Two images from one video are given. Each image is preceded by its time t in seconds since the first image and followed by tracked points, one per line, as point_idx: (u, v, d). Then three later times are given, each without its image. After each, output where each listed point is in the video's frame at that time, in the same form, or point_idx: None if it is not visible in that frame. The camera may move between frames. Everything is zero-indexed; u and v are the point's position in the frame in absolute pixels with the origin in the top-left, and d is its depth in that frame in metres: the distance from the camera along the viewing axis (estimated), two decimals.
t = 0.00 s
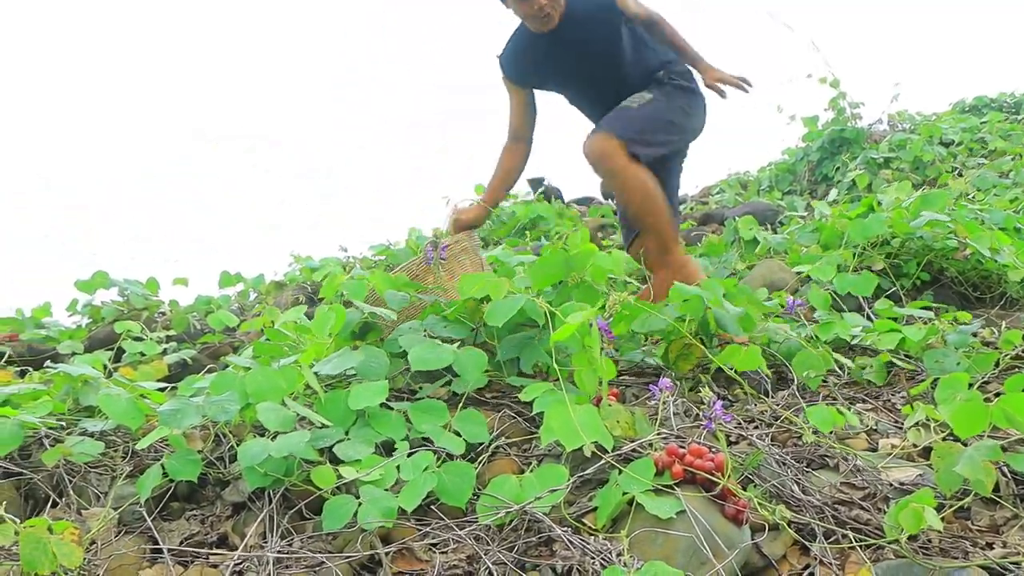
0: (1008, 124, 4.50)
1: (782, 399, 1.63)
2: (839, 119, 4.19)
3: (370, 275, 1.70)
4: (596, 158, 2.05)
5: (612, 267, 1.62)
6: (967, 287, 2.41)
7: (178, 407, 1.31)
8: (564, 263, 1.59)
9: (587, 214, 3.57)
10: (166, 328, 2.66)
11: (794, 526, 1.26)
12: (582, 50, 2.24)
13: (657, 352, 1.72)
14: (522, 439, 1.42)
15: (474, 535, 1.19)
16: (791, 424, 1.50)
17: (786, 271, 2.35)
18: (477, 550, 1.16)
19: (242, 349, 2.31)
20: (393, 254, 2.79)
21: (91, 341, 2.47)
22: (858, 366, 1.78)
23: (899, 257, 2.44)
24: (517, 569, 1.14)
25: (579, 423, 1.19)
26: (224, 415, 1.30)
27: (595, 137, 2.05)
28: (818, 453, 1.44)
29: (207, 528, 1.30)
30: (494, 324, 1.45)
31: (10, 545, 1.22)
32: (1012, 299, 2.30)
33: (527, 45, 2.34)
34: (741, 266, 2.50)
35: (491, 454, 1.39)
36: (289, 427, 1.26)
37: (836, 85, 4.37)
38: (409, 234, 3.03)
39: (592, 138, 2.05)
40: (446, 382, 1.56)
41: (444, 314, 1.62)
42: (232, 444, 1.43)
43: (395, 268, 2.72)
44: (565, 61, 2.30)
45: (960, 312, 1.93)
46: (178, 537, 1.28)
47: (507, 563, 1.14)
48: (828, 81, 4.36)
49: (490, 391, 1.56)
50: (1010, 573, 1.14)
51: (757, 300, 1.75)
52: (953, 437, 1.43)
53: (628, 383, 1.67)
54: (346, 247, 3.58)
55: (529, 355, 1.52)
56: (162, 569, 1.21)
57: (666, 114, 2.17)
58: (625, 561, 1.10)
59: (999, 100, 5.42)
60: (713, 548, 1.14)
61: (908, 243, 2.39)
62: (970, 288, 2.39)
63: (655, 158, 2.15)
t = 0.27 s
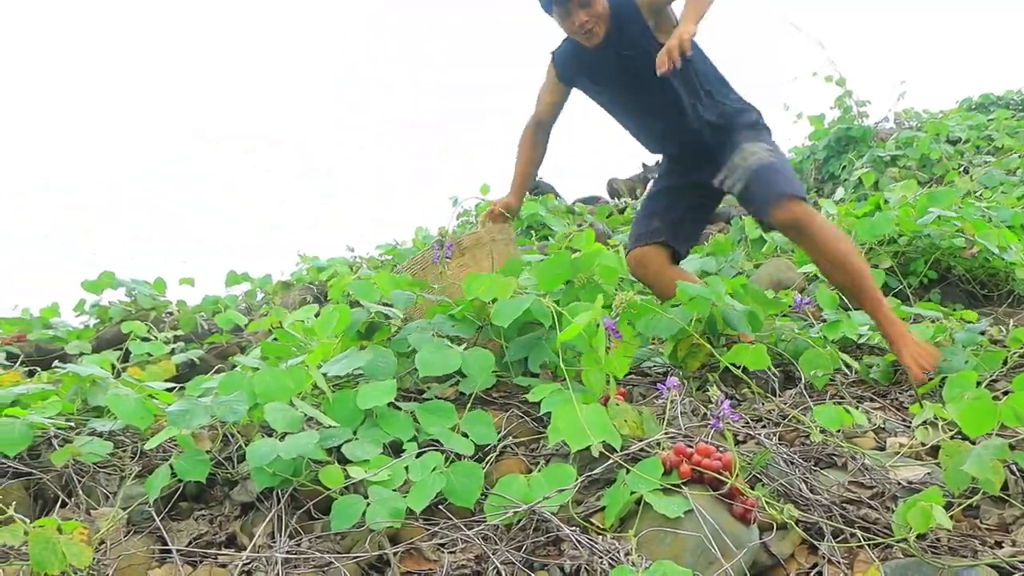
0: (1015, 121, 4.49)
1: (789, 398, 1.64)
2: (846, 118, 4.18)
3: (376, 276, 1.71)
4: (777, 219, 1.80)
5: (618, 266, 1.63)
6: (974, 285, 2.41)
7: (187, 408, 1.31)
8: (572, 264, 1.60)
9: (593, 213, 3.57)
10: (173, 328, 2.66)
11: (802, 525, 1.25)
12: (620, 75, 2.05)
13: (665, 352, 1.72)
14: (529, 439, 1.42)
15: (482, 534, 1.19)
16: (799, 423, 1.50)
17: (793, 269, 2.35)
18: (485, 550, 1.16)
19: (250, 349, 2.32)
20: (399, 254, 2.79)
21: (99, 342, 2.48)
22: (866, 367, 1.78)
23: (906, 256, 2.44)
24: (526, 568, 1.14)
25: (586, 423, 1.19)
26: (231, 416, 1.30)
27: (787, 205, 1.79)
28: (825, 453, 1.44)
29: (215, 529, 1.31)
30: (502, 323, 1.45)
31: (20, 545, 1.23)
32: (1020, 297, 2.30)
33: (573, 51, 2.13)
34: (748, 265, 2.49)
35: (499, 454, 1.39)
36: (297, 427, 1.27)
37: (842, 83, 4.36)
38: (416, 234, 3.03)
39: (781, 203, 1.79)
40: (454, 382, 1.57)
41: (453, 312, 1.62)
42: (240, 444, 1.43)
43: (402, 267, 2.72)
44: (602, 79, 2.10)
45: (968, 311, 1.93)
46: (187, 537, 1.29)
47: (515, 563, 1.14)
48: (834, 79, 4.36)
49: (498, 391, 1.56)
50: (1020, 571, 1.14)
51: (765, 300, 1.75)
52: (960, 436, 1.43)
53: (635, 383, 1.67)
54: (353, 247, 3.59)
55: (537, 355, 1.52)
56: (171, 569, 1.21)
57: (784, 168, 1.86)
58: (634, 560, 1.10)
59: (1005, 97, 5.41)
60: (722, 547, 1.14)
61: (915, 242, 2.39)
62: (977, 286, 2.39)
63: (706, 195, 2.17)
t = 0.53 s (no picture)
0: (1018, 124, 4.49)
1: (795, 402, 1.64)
2: (849, 121, 4.18)
3: (382, 277, 1.72)
4: (845, 259, 1.69)
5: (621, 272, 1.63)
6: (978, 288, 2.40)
7: (192, 414, 1.31)
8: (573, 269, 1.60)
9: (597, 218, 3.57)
10: (178, 334, 2.67)
11: (807, 530, 1.25)
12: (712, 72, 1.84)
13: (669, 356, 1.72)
14: (534, 444, 1.42)
15: (487, 540, 1.20)
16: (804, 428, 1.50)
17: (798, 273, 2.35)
18: (490, 556, 1.16)
19: (255, 355, 2.32)
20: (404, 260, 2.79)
21: (104, 348, 2.48)
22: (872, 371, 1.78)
23: (910, 260, 2.44)
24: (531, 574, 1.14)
25: (592, 429, 1.19)
26: (237, 421, 1.31)
27: (853, 246, 1.68)
28: (830, 457, 1.44)
29: (220, 535, 1.31)
30: (504, 328, 1.45)
31: (25, 551, 1.23)
32: None
33: (652, 45, 1.94)
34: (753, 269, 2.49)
35: (504, 459, 1.39)
36: (303, 434, 1.27)
37: (846, 87, 4.36)
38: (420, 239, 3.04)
39: (852, 240, 1.68)
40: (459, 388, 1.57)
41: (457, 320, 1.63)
42: (245, 450, 1.43)
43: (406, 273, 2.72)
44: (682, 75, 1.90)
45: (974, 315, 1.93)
46: (192, 543, 1.29)
47: (521, 569, 1.14)
48: (838, 83, 4.36)
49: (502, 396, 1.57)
50: None
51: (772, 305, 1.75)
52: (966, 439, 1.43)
53: (640, 388, 1.67)
54: (357, 252, 3.59)
55: (541, 362, 1.53)
56: None
57: (855, 200, 1.72)
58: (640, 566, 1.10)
59: (1009, 100, 5.41)
60: (727, 551, 1.15)
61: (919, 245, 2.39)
62: (982, 289, 2.39)
63: (765, 212, 2.03)
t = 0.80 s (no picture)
0: None
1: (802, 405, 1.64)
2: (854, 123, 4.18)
3: (390, 285, 1.69)
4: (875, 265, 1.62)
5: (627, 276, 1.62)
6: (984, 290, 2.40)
7: (199, 417, 1.32)
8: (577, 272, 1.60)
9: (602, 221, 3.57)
10: (184, 338, 2.67)
11: (813, 532, 1.25)
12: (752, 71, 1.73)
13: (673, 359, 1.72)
14: (539, 447, 1.42)
15: (493, 543, 1.20)
16: (810, 431, 1.50)
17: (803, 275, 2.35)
18: (496, 559, 1.16)
19: (260, 359, 2.32)
20: (409, 263, 2.79)
21: (109, 352, 2.49)
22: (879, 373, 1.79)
23: (916, 261, 2.43)
24: None
25: (597, 431, 1.19)
26: (244, 425, 1.32)
27: (885, 251, 1.61)
28: (836, 459, 1.44)
29: (226, 538, 1.31)
30: (510, 333, 1.47)
31: (32, 554, 1.23)
32: None
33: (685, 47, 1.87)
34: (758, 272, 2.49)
35: (510, 462, 1.39)
36: (309, 437, 1.27)
37: (851, 89, 4.36)
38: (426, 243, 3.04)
39: (885, 245, 1.61)
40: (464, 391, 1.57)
41: (463, 325, 1.63)
42: (250, 453, 1.44)
43: (412, 276, 2.72)
44: (721, 76, 1.80)
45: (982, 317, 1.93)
46: (198, 546, 1.29)
47: (526, 571, 1.14)
48: (843, 85, 4.36)
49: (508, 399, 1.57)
50: None
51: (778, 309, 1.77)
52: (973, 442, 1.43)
53: (646, 390, 1.68)
54: (363, 255, 3.59)
55: (544, 364, 1.53)
56: None
57: (890, 203, 1.67)
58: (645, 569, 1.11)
59: (1015, 101, 5.40)
60: (732, 555, 1.14)
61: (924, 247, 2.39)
62: (988, 291, 2.38)
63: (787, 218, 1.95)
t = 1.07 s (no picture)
0: None
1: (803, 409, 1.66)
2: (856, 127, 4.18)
3: (392, 288, 1.72)
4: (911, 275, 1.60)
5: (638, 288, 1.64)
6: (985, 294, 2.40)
7: (199, 419, 1.33)
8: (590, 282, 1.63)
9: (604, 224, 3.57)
10: (185, 340, 2.67)
11: (812, 538, 1.26)
12: (739, 78, 1.62)
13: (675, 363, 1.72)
14: (539, 451, 1.43)
15: (493, 547, 1.20)
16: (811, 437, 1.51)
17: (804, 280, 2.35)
18: (495, 562, 1.16)
19: (261, 361, 2.32)
20: (410, 266, 2.79)
21: (110, 353, 2.49)
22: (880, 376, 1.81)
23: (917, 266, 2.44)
24: None
25: (599, 432, 1.20)
26: (244, 427, 1.32)
27: (927, 262, 1.60)
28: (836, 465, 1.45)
29: (226, 540, 1.31)
30: (513, 333, 1.47)
31: (32, 555, 1.24)
32: None
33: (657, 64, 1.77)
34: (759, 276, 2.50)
35: (510, 466, 1.39)
36: (308, 440, 1.27)
37: (852, 93, 4.36)
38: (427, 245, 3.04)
39: (926, 255, 1.60)
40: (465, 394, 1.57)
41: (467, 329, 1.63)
42: (251, 455, 1.44)
43: (413, 279, 2.73)
44: (695, 89, 1.70)
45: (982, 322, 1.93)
46: (198, 548, 1.29)
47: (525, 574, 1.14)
48: (844, 89, 4.36)
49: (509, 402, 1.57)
50: None
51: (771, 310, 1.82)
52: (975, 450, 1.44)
53: (648, 394, 1.68)
54: (364, 258, 3.59)
55: (553, 367, 1.52)
56: None
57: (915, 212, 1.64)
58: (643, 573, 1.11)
59: (1017, 106, 5.40)
60: (731, 561, 1.14)
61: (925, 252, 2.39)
62: (989, 295, 2.38)
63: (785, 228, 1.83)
